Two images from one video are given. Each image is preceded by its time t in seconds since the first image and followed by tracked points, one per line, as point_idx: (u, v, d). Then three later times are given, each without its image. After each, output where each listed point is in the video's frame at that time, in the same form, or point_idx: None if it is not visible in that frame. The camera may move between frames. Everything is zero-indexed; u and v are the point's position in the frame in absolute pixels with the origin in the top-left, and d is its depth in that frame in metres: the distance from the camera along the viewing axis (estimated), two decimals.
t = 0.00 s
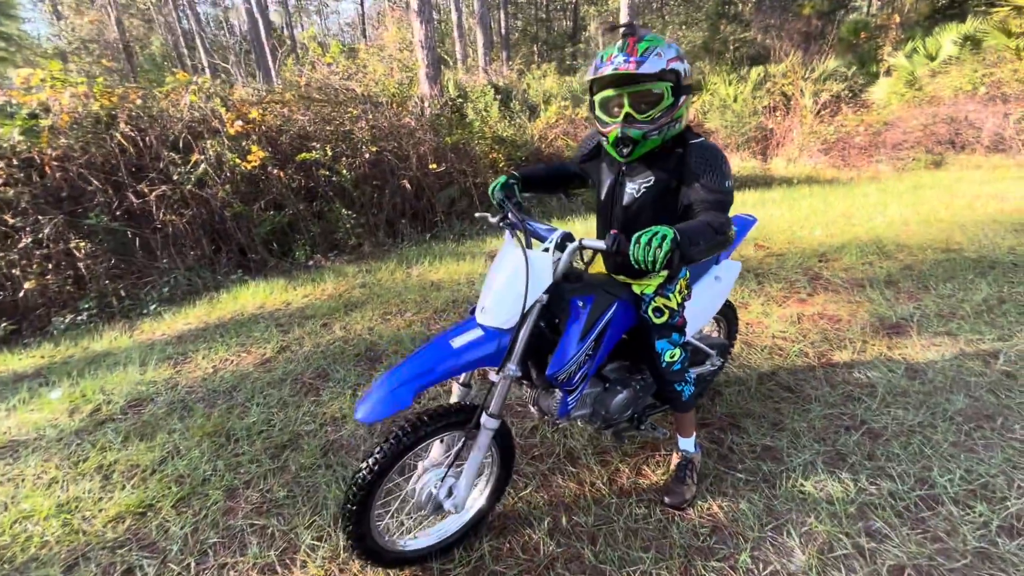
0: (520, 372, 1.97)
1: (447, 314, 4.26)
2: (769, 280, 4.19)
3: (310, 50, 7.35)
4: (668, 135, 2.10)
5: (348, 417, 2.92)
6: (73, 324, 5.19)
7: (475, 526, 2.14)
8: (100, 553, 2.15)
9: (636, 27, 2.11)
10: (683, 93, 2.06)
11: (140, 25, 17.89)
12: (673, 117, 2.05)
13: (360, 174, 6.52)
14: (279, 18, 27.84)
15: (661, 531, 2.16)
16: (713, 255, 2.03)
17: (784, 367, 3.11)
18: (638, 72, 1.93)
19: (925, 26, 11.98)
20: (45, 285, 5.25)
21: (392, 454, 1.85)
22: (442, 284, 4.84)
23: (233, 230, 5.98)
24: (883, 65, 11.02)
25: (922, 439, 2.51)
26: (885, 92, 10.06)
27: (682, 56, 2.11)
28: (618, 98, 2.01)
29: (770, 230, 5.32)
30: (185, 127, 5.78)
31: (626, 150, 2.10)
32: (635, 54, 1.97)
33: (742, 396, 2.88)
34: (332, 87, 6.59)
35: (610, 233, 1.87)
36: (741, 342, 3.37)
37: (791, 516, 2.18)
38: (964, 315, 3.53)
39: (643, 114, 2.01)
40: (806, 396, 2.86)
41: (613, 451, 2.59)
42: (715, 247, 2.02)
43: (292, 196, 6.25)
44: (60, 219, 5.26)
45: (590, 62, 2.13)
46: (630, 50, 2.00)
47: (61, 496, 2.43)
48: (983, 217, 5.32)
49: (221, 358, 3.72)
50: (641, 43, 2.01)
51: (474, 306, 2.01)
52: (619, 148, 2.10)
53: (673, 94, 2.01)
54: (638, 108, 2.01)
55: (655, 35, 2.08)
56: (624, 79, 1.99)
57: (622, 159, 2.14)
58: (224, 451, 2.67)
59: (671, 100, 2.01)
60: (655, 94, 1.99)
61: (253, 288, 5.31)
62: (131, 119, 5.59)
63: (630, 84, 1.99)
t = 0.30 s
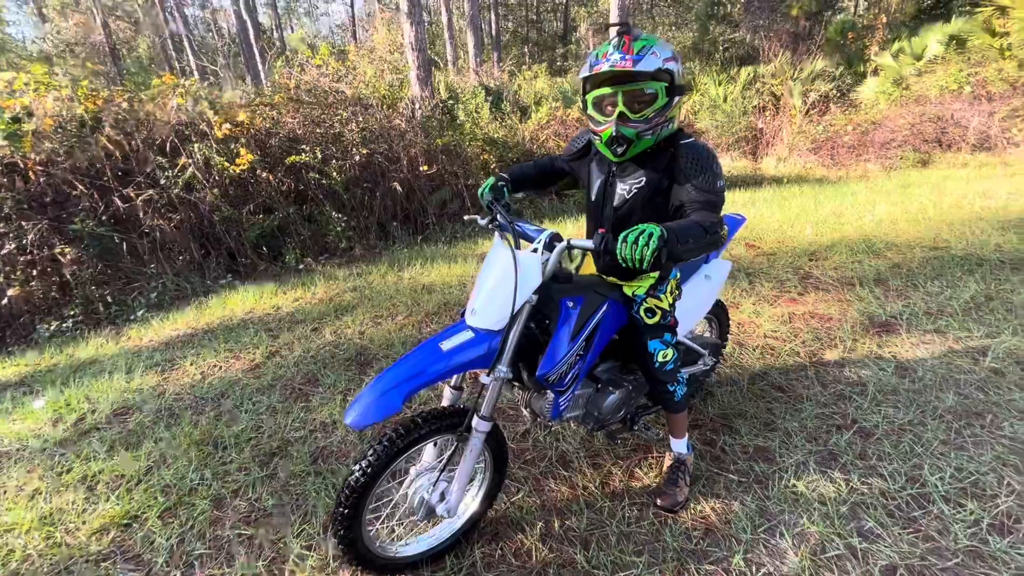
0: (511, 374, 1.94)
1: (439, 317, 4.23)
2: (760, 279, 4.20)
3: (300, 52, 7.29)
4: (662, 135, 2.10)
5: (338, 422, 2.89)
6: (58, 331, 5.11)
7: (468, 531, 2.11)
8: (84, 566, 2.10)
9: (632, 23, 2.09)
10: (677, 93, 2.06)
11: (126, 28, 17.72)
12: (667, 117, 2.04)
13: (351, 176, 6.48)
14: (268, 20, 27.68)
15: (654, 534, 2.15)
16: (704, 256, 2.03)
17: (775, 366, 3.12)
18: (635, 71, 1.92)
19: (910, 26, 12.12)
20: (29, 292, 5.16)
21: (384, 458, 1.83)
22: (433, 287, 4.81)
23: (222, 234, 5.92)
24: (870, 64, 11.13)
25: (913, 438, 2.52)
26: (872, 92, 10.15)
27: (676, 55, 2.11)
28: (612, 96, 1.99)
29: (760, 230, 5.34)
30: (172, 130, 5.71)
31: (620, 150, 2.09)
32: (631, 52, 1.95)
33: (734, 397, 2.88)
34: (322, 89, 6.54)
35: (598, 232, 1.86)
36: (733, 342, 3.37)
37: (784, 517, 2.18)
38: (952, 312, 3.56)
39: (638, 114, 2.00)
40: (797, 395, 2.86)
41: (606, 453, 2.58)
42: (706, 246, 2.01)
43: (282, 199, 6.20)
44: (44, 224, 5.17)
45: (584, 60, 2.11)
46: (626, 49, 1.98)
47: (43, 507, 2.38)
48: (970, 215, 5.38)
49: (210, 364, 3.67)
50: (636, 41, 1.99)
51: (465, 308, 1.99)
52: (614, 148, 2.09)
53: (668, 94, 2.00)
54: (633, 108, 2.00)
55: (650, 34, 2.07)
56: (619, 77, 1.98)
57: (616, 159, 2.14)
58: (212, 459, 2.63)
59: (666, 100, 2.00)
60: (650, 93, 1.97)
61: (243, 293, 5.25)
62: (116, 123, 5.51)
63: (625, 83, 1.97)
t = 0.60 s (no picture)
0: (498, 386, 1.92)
1: (429, 324, 4.20)
2: (750, 284, 4.22)
3: (288, 58, 7.25)
4: (645, 146, 2.09)
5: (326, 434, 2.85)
6: (40, 342, 5.00)
7: (457, 545, 2.08)
8: None
9: (614, 34, 2.09)
10: (660, 104, 2.06)
11: (113, 34, 17.58)
12: (650, 128, 2.04)
13: (340, 183, 6.44)
14: (258, 26, 27.58)
15: (645, 546, 2.13)
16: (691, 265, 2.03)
17: (765, 372, 3.12)
18: (616, 83, 1.92)
19: (893, 32, 12.33)
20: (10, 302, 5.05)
21: (370, 473, 1.79)
22: (424, 294, 4.78)
23: (210, 242, 5.85)
24: (855, 69, 11.29)
25: (901, 444, 2.53)
26: (858, 96, 10.29)
27: (659, 66, 2.11)
28: (595, 108, 1.99)
29: (750, 234, 5.37)
30: (158, 137, 5.64)
31: (604, 161, 2.09)
32: (612, 64, 1.96)
33: (725, 404, 2.87)
34: (311, 95, 6.52)
35: (583, 242, 1.86)
36: (723, 348, 3.37)
37: (774, 527, 2.17)
38: (939, 315, 3.59)
39: (620, 125, 2.00)
40: (787, 402, 2.86)
41: (596, 463, 2.56)
42: (692, 255, 2.01)
43: (270, 206, 6.14)
44: (26, 233, 5.07)
45: (567, 71, 2.11)
46: (607, 60, 1.98)
47: (20, 527, 2.32)
48: (955, 218, 5.45)
49: (195, 376, 3.62)
50: (618, 53, 1.99)
51: (450, 319, 1.96)
52: (597, 159, 2.09)
53: (650, 106, 2.00)
54: (615, 119, 1.99)
55: (632, 45, 2.07)
56: (602, 88, 1.97)
57: (599, 170, 2.13)
58: (196, 475, 2.58)
59: (648, 111, 2.00)
60: (632, 104, 1.97)
61: (230, 302, 5.18)
62: (101, 131, 5.44)
63: (607, 95, 1.97)
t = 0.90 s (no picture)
0: (487, 392, 1.89)
1: (418, 326, 4.15)
2: (740, 284, 4.22)
3: (275, 55, 7.15)
4: (635, 145, 2.06)
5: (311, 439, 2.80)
6: (19, 346, 4.88)
7: (445, 553, 2.05)
8: None
9: (602, 33, 2.08)
10: (648, 103, 2.04)
11: (96, 30, 17.28)
12: (639, 127, 2.02)
13: (328, 183, 6.36)
14: (245, 22, 27.27)
15: (635, 552, 2.11)
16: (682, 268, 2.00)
17: (755, 373, 3.12)
18: (605, 79, 1.90)
19: (880, 33, 12.46)
20: None
21: (353, 484, 1.75)
22: (413, 295, 4.73)
23: (195, 243, 5.76)
24: (842, 70, 11.39)
25: (890, 445, 2.53)
26: (845, 97, 10.38)
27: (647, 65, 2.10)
28: (583, 106, 1.96)
29: (739, 234, 5.38)
30: (141, 135, 5.53)
31: (592, 161, 2.05)
32: (601, 62, 1.94)
33: (715, 406, 2.86)
34: (298, 93, 6.43)
35: (573, 246, 1.83)
36: (713, 349, 3.36)
37: (765, 530, 2.16)
38: (926, 315, 3.61)
39: (609, 124, 1.97)
40: (777, 403, 2.86)
41: (586, 467, 2.54)
42: (683, 258, 1.99)
43: (256, 206, 6.05)
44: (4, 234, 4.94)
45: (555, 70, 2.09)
46: (596, 57, 1.96)
47: None
48: (940, 218, 5.50)
49: (178, 379, 3.54)
50: (607, 50, 1.97)
51: (438, 324, 1.92)
52: (585, 158, 2.04)
53: (640, 104, 1.98)
54: (604, 117, 1.96)
55: (619, 43, 2.05)
56: (590, 86, 1.95)
57: (588, 170, 2.09)
58: (177, 482, 2.52)
59: (637, 109, 1.97)
60: (621, 102, 1.94)
61: (215, 303, 5.09)
62: (82, 129, 5.32)
63: (596, 92, 1.95)
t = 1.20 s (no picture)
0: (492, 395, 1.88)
1: (421, 329, 4.16)
2: (744, 288, 4.21)
3: (280, 60, 7.19)
4: (643, 150, 2.08)
5: (314, 442, 2.80)
6: (24, 348, 4.91)
7: (448, 557, 2.04)
8: None
9: (611, 35, 2.06)
10: (657, 108, 2.04)
11: (103, 35, 17.46)
12: (647, 132, 2.02)
13: (332, 186, 6.39)
14: (250, 27, 27.50)
15: (639, 557, 2.10)
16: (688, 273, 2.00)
17: (759, 377, 3.10)
18: (615, 84, 1.89)
19: (884, 37, 12.46)
20: None
21: (359, 487, 1.75)
22: (416, 298, 4.74)
23: (200, 246, 5.79)
24: (846, 74, 11.38)
25: (897, 451, 2.51)
26: (849, 101, 10.37)
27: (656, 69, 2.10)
28: (591, 111, 1.96)
29: (743, 238, 5.37)
30: (147, 140, 5.57)
31: (599, 165, 2.07)
32: (610, 66, 1.92)
33: (720, 410, 2.85)
34: (303, 98, 6.47)
35: (580, 250, 1.82)
36: (717, 353, 3.35)
37: (771, 536, 2.14)
38: (932, 320, 3.59)
39: (617, 129, 1.98)
40: (782, 408, 2.84)
41: (590, 471, 2.53)
42: (689, 263, 1.98)
43: (261, 210, 6.08)
44: (11, 237, 4.97)
45: (563, 73, 2.08)
46: (605, 61, 1.94)
47: None
48: (945, 222, 5.48)
49: (183, 382, 3.55)
50: (616, 54, 1.96)
51: (443, 327, 1.92)
52: (593, 163, 2.06)
53: (648, 109, 1.99)
54: (613, 123, 1.97)
55: (629, 46, 2.04)
56: (599, 92, 1.95)
57: (595, 174, 2.11)
58: (181, 485, 2.53)
59: (645, 115, 1.99)
60: (629, 107, 1.95)
61: (219, 306, 5.11)
62: (89, 133, 5.36)
63: (604, 97, 1.95)
